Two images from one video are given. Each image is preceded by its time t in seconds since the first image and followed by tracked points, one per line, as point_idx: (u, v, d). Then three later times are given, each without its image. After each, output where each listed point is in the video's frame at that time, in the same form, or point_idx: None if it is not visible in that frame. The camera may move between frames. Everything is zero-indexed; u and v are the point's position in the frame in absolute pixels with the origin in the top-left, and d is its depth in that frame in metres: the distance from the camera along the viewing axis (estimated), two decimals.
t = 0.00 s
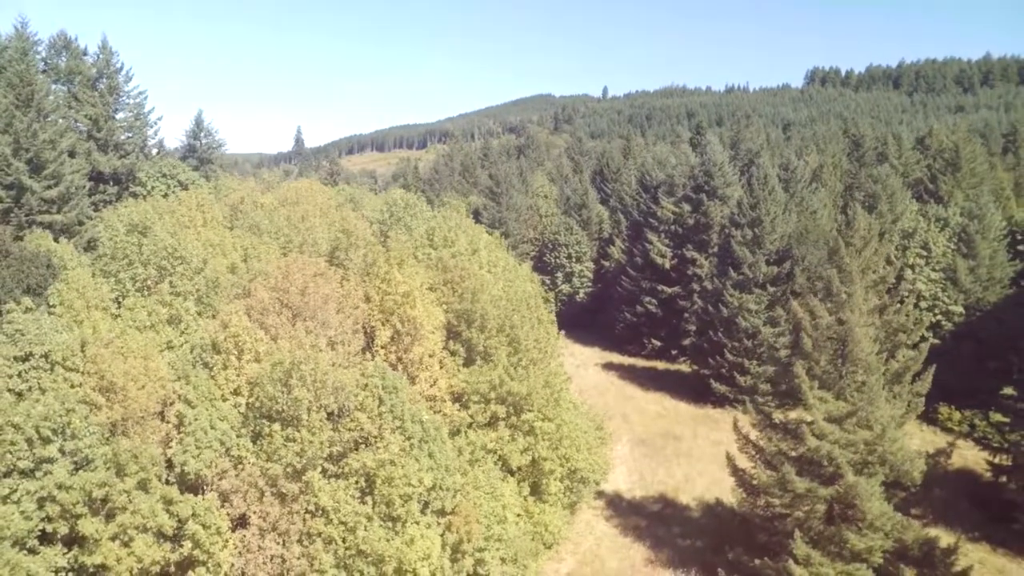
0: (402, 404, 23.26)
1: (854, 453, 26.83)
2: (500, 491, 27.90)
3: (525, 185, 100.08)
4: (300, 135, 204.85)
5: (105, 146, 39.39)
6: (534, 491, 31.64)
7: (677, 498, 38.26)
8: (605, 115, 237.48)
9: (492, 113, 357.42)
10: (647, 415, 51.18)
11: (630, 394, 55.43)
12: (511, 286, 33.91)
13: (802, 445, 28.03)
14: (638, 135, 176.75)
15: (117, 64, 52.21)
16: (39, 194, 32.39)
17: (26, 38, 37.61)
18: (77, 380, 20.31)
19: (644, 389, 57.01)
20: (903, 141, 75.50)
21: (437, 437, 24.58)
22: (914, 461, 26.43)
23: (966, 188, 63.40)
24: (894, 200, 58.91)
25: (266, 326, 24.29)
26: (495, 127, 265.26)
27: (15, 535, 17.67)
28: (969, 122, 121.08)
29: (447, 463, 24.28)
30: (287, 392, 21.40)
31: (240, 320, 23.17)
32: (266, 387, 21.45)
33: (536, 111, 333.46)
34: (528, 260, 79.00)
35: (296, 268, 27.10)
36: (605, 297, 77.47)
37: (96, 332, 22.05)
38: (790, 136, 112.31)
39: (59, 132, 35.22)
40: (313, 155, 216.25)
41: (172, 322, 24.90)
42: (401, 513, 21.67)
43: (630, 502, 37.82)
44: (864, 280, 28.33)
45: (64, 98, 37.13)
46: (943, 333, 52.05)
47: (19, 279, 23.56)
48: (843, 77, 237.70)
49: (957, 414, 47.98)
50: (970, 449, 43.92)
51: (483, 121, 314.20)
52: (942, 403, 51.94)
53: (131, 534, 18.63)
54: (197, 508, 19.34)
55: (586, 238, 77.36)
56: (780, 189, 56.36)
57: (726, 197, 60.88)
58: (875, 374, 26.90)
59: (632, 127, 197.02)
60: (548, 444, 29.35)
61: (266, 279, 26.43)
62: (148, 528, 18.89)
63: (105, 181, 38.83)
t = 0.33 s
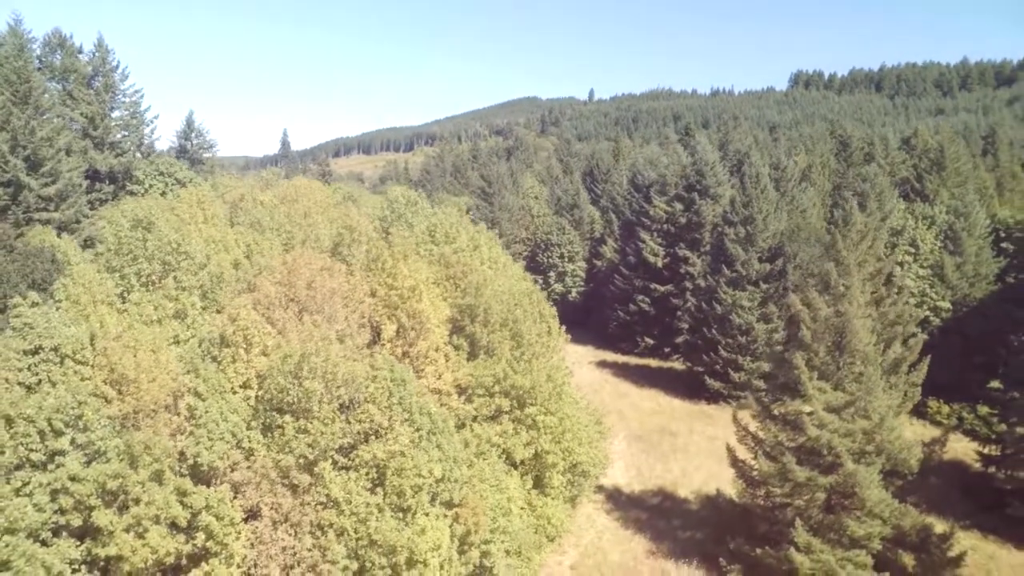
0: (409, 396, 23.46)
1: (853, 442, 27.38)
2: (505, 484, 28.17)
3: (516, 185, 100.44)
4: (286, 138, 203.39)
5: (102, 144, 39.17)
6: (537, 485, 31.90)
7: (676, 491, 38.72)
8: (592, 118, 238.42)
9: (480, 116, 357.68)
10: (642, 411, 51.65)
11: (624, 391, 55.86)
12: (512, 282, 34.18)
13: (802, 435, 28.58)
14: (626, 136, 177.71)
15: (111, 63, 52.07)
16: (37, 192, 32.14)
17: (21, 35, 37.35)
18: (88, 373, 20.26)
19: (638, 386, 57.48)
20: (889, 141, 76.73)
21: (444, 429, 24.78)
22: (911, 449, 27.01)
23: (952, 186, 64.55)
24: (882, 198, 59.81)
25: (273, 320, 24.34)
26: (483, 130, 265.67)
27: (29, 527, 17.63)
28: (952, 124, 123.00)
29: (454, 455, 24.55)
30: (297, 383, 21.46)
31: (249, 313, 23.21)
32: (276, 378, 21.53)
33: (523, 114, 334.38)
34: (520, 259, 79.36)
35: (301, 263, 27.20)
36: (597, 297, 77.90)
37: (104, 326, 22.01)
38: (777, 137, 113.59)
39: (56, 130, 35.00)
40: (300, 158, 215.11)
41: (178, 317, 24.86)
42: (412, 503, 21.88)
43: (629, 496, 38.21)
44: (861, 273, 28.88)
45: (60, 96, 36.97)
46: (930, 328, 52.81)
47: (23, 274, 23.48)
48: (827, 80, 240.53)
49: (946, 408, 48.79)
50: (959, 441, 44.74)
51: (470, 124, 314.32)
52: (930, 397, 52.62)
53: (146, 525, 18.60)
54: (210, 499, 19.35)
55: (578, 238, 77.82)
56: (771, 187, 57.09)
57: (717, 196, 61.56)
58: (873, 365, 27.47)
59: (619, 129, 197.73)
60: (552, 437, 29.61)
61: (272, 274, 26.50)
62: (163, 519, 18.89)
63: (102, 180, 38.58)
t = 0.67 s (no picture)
0: (415, 388, 23.79)
1: (848, 430, 28.01)
2: (507, 477, 28.41)
3: (504, 185, 100.84)
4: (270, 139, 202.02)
5: (95, 142, 38.86)
6: (537, 477, 32.21)
7: (671, 484, 39.24)
8: (577, 119, 239.65)
9: (464, 117, 357.90)
10: (635, 407, 52.16)
11: (617, 387, 56.29)
12: (510, 277, 34.50)
13: (798, 425, 29.14)
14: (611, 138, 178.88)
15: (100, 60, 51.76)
16: (32, 188, 31.81)
17: (12, 31, 37.00)
18: (95, 366, 20.18)
19: (630, 383, 58.02)
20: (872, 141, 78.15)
21: (448, 420, 25.02)
22: (904, 436, 27.69)
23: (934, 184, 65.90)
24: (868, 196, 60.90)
25: (278, 314, 24.43)
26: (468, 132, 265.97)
27: (40, 519, 17.78)
28: (930, 125, 125.33)
29: (459, 446, 24.82)
30: (306, 374, 21.57)
31: (254, 306, 23.28)
32: (284, 369, 21.58)
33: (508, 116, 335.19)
34: (510, 258, 79.74)
35: (303, 257, 27.30)
36: (587, 295, 78.43)
37: (110, 319, 21.94)
38: (760, 137, 115.17)
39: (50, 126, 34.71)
40: (284, 159, 213.74)
41: (181, 312, 24.78)
42: (420, 493, 22.11)
43: (626, 489, 38.66)
44: (854, 265, 29.53)
45: (53, 92, 36.65)
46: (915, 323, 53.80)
47: (25, 269, 23.33)
48: (807, 83, 243.77)
49: (931, 400, 49.85)
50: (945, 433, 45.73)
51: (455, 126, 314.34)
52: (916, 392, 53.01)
53: (157, 516, 18.67)
54: (221, 490, 19.39)
55: (568, 237, 78.30)
56: (760, 185, 57.94)
57: (706, 194, 62.34)
58: (867, 355, 28.12)
59: (604, 131, 198.95)
60: (553, 430, 29.59)
61: (275, 269, 26.54)
62: (174, 510, 18.96)
63: (95, 177, 38.28)
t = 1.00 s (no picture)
0: (417, 379, 24.02)
1: (840, 418, 28.69)
2: (507, 469, 28.64)
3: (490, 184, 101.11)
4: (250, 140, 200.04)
5: (83, 139, 38.48)
6: (534, 470, 32.55)
7: (664, 476, 39.81)
8: (560, 121, 240.76)
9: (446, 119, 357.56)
10: (626, 402, 52.75)
11: (607, 383, 56.87)
12: (505, 272, 34.81)
13: (790, 414, 29.81)
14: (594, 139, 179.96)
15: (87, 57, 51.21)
16: (22, 185, 31.34)
17: None
18: (99, 359, 20.12)
19: (620, 378, 58.55)
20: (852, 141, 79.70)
21: (449, 412, 25.22)
22: (894, 423, 28.43)
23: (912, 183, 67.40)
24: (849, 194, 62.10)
25: (279, 307, 24.48)
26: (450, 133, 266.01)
27: (48, 511, 17.79)
28: (906, 126, 127.88)
29: (461, 437, 25.09)
30: (311, 365, 21.86)
31: (256, 299, 23.36)
32: (288, 361, 21.91)
33: (489, 117, 335.81)
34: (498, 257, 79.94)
35: (303, 251, 27.41)
36: (574, 293, 78.93)
37: (112, 312, 21.88)
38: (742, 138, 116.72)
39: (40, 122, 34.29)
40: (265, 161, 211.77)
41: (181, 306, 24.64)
42: (425, 483, 22.33)
43: (620, 482, 39.17)
44: (843, 257, 30.23)
45: (43, 89, 35.93)
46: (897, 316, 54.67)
47: (23, 263, 23.11)
48: (786, 85, 247.13)
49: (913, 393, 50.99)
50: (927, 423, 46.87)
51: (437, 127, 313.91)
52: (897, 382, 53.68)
53: (165, 507, 18.69)
54: (229, 481, 19.51)
55: (555, 236, 78.76)
56: (746, 182, 58.86)
57: (693, 192, 63.21)
58: (856, 344, 28.86)
59: (587, 132, 200.07)
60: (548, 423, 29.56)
61: (274, 263, 26.59)
62: (182, 501, 19.01)
63: (84, 175, 37.86)
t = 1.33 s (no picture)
0: (418, 369, 24.29)
1: (829, 405, 29.47)
2: (505, 459, 28.97)
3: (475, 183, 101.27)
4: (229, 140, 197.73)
5: (70, 134, 38.09)
6: (530, 461, 32.95)
7: (655, 467, 40.49)
8: (541, 121, 241.46)
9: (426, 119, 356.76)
10: (614, 396, 53.36)
11: (596, 378, 57.44)
12: (499, 266, 35.17)
13: (780, 402, 30.52)
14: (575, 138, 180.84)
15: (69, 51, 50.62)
16: (11, 179, 30.69)
17: None
18: (102, 351, 20.06)
19: (608, 373, 59.19)
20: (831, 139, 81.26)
21: (448, 402, 25.42)
22: (881, 409, 29.28)
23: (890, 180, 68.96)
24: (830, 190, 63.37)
25: (280, 299, 24.58)
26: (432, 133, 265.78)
27: (54, 501, 17.77)
28: (882, 125, 130.40)
29: (461, 426, 25.41)
30: (314, 355, 22.01)
31: (258, 291, 23.46)
32: (292, 351, 22.04)
33: (470, 117, 335.79)
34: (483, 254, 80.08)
35: (302, 243, 27.52)
36: (560, 291, 79.41)
37: (112, 303, 21.76)
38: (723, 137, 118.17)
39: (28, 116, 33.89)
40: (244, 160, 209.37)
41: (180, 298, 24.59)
42: (428, 471, 22.56)
43: (612, 473, 39.76)
44: (831, 248, 30.99)
45: (30, 83, 35.33)
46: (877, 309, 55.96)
47: (19, 256, 22.93)
48: (763, 86, 250.32)
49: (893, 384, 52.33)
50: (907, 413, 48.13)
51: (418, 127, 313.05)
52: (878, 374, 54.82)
53: (172, 497, 18.75)
54: (235, 471, 19.59)
55: (540, 234, 79.21)
56: (731, 178, 59.79)
57: (678, 189, 64.11)
58: (844, 333, 29.67)
59: (568, 133, 201.07)
60: (543, 415, 29.56)
61: (273, 256, 26.68)
62: (188, 491, 19.05)
63: (71, 170, 37.36)
